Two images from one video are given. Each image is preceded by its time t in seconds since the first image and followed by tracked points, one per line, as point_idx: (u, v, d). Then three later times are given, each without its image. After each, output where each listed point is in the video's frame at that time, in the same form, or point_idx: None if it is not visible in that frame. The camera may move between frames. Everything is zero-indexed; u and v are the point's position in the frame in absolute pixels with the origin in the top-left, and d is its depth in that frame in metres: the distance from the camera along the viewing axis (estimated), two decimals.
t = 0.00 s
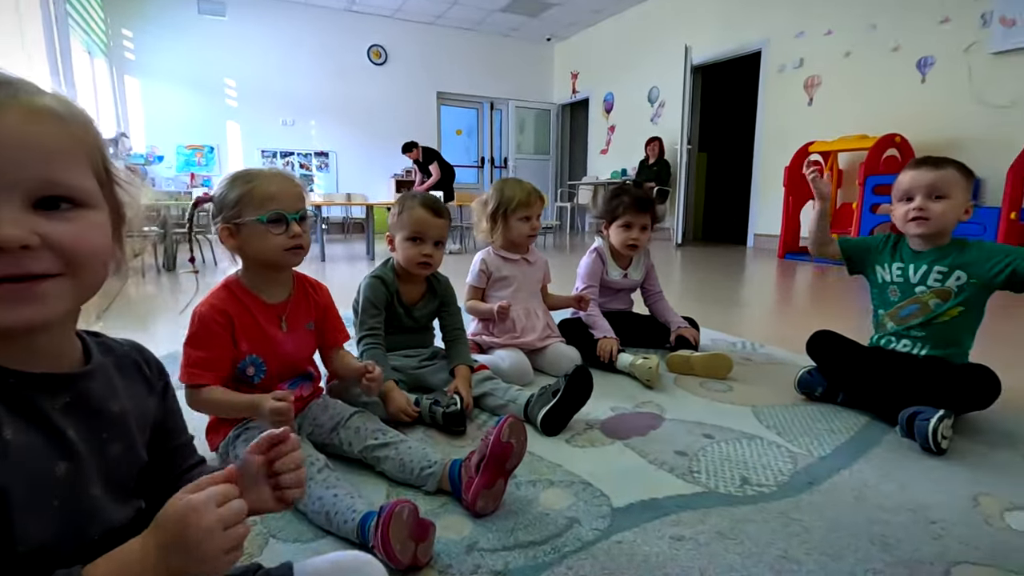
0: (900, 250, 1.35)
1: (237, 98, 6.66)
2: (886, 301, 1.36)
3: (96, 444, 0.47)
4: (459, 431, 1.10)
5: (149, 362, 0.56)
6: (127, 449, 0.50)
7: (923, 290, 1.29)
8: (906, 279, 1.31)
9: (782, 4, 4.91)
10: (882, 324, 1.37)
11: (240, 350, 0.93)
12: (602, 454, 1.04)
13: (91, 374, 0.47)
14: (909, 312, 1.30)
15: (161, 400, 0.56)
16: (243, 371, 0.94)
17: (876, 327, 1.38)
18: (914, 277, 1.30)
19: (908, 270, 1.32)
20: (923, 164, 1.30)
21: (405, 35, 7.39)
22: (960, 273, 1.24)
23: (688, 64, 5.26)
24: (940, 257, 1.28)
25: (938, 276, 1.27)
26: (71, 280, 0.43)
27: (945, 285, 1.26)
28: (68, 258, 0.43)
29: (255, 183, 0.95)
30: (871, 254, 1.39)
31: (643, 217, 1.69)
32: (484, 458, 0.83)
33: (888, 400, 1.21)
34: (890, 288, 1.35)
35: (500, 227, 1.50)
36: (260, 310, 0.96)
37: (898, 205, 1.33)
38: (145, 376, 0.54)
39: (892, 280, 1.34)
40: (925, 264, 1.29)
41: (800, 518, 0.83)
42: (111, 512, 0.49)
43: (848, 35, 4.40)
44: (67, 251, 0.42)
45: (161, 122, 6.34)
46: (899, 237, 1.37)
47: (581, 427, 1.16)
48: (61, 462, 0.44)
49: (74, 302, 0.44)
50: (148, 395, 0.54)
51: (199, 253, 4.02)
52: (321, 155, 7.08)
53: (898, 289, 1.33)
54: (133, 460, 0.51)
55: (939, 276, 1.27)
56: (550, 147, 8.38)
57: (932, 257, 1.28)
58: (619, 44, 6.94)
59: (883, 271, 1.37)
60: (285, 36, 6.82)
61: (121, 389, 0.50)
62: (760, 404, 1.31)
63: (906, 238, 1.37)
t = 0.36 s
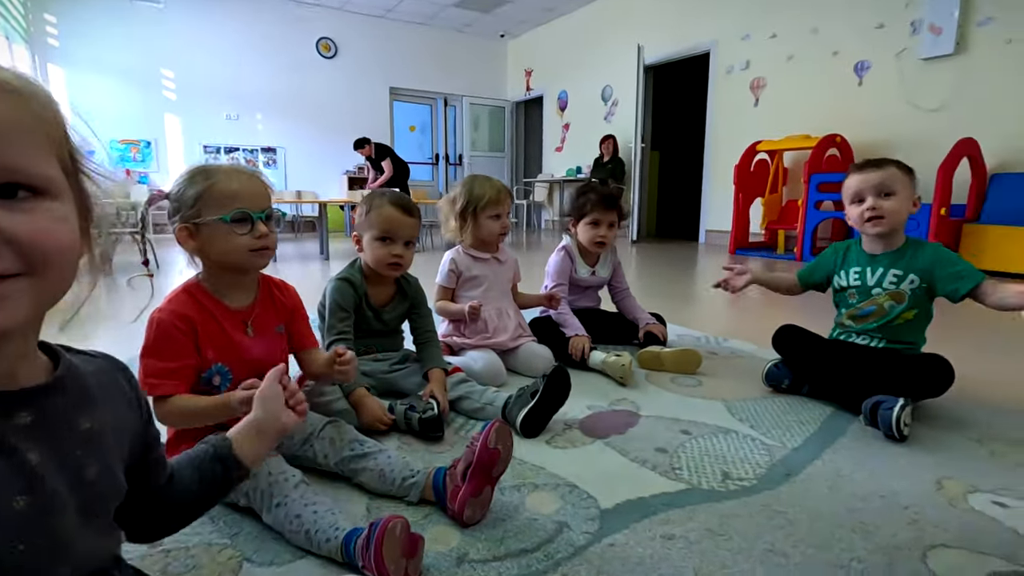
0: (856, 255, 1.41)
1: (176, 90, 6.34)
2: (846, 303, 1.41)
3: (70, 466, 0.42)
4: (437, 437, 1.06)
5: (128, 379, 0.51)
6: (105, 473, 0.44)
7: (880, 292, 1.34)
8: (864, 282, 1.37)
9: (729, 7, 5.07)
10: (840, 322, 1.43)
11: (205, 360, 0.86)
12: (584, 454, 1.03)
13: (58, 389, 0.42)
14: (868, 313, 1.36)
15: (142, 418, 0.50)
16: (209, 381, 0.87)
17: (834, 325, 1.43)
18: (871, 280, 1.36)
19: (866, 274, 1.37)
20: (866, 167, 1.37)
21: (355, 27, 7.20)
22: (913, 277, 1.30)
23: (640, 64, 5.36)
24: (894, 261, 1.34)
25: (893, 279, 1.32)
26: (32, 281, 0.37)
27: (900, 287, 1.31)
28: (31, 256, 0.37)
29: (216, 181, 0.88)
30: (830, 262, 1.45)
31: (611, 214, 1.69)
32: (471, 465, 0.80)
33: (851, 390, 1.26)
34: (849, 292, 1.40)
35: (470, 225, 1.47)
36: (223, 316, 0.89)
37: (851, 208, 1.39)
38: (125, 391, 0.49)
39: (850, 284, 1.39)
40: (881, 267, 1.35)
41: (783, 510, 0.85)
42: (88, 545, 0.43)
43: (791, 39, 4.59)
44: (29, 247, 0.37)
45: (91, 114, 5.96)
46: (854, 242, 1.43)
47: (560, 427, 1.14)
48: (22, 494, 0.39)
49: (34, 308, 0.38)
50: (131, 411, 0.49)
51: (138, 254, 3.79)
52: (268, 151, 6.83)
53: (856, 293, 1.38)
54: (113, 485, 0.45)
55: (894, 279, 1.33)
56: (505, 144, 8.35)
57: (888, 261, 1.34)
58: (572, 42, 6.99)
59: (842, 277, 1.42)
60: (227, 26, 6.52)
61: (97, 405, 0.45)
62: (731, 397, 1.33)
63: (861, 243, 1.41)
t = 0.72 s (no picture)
0: (788, 248, 1.48)
1: (78, 79, 5.81)
2: (780, 295, 1.49)
3: (3, 480, 0.38)
4: (390, 445, 1.03)
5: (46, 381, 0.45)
6: (48, 486, 0.40)
7: (811, 284, 1.42)
8: (796, 274, 1.45)
9: (657, 10, 5.24)
10: (775, 313, 1.50)
11: (126, 377, 0.78)
12: (541, 453, 1.03)
13: None
14: (800, 304, 1.44)
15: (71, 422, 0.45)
16: (130, 401, 0.79)
17: (770, 316, 1.51)
18: (803, 273, 1.44)
19: (797, 267, 1.45)
20: (788, 168, 1.45)
21: (280, 17, 6.86)
22: (839, 268, 1.39)
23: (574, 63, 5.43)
24: (823, 254, 1.42)
25: (823, 271, 1.41)
26: (7, 258, 0.42)
27: (828, 278, 1.40)
28: (14, 234, 0.42)
29: (145, 182, 0.80)
30: (765, 255, 1.52)
31: (555, 210, 1.69)
32: (430, 473, 0.77)
33: (787, 378, 1.33)
34: (782, 284, 1.48)
35: (415, 224, 1.43)
36: (147, 330, 0.81)
37: (778, 208, 1.46)
38: (40, 394, 0.43)
39: (784, 276, 1.47)
40: (811, 261, 1.43)
41: (736, 497, 0.88)
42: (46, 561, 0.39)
43: (715, 43, 4.81)
44: (9, 220, 0.41)
45: None
46: (785, 237, 1.51)
47: (515, 427, 1.13)
48: None
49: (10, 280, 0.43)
50: (66, 416, 0.45)
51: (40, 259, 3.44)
52: (187, 146, 6.39)
53: (789, 285, 1.47)
54: (60, 497, 0.41)
55: (823, 271, 1.41)
56: (441, 141, 8.24)
57: (817, 254, 1.42)
58: (507, 40, 6.99)
59: (776, 270, 1.49)
60: (135, 10, 6.03)
61: (10, 412, 0.39)
62: (677, 389, 1.37)
63: (789, 236, 1.50)
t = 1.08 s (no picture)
0: (704, 248, 1.57)
1: None
2: (699, 294, 1.58)
3: None
4: (323, 463, 0.98)
5: None
6: None
7: (725, 282, 1.51)
8: (711, 274, 1.53)
9: (576, 16, 5.37)
10: (696, 311, 1.59)
11: (17, 407, 0.70)
12: (482, 461, 1.02)
13: None
14: (716, 302, 1.53)
15: None
16: (23, 433, 0.71)
17: (691, 314, 1.59)
18: (717, 271, 1.52)
19: (712, 266, 1.53)
20: (711, 171, 1.53)
21: (180, 6, 6.38)
22: (749, 266, 1.48)
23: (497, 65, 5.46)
24: (734, 253, 1.51)
25: (735, 269, 1.50)
26: None
27: (740, 275, 1.49)
28: None
29: (34, 191, 0.70)
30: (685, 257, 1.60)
31: (483, 213, 1.67)
32: (369, 493, 0.74)
33: (710, 372, 1.40)
34: (701, 283, 1.56)
35: (342, 231, 1.37)
36: (41, 353, 0.72)
37: (699, 208, 1.55)
38: None
39: (701, 276, 1.56)
40: (724, 260, 1.52)
41: (671, 491, 0.92)
42: None
43: (631, 51, 5.00)
44: None
45: None
46: (702, 238, 1.60)
47: (454, 436, 1.12)
48: None
49: None
50: None
51: None
52: (74, 143, 5.79)
53: (706, 284, 1.55)
54: None
55: (735, 269, 1.50)
56: (362, 141, 8.00)
57: (730, 253, 1.52)
58: (428, 39, 6.89)
59: (695, 269, 1.58)
60: None
61: None
62: (610, 387, 1.41)
63: (707, 236, 1.60)
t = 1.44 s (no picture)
0: (629, 256, 1.63)
1: None
2: (625, 300, 1.64)
3: None
4: (249, 489, 0.93)
5: None
6: None
7: (650, 289, 1.58)
8: (638, 281, 1.60)
9: (502, 24, 5.43)
10: (623, 316, 1.65)
11: None
12: (418, 476, 1.01)
13: None
14: (642, 308, 1.59)
15: None
16: None
17: (619, 319, 1.65)
18: (643, 279, 1.59)
19: (638, 274, 1.60)
20: (633, 181, 1.60)
21: None
22: (672, 273, 1.57)
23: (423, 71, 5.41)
24: (658, 261, 1.59)
25: (660, 276, 1.57)
26: None
27: (664, 282, 1.57)
28: None
29: None
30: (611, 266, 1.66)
31: (412, 222, 1.65)
32: (302, 518, 0.71)
33: (638, 374, 1.46)
34: (628, 290, 1.62)
35: (265, 242, 1.31)
36: None
37: (624, 217, 1.61)
38: None
39: (627, 283, 1.62)
40: (649, 268, 1.59)
41: (605, 493, 0.95)
42: None
43: (556, 60, 5.12)
44: None
45: None
46: (627, 246, 1.66)
47: (388, 452, 1.10)
48: None
49: None
50: None
51: None
52: None
53: (632, 290, 1.61)
54: None
55: (659, 276, 1.58)
56: (283, 145, 7.68)
57: (655, 261, 1.59)
58: (352, 42, 6.73)
59: (622, 277, 1.64)
60: None
61: None
62: (544, 393, 1.44)
63: (632, 243, 1.66)
